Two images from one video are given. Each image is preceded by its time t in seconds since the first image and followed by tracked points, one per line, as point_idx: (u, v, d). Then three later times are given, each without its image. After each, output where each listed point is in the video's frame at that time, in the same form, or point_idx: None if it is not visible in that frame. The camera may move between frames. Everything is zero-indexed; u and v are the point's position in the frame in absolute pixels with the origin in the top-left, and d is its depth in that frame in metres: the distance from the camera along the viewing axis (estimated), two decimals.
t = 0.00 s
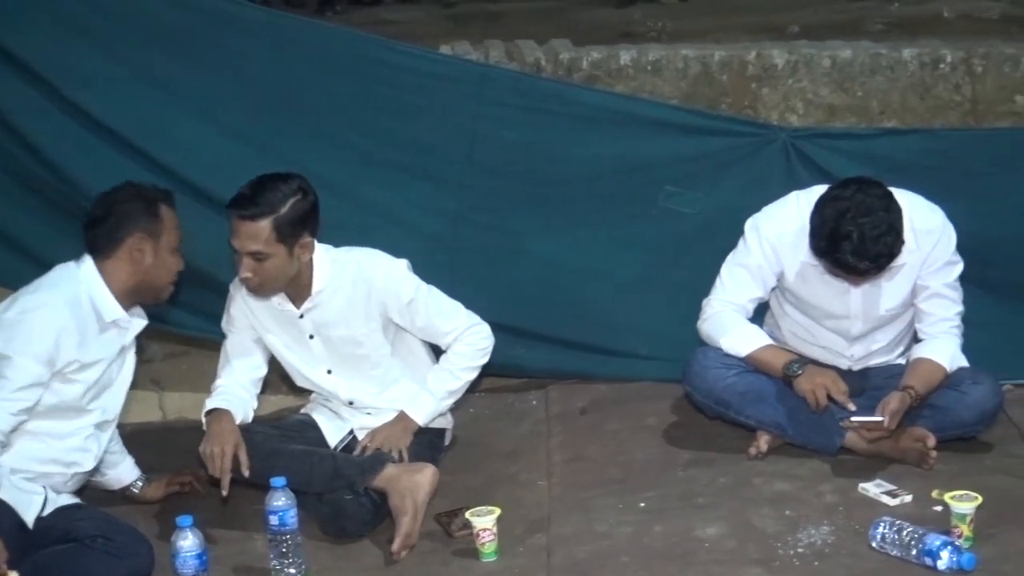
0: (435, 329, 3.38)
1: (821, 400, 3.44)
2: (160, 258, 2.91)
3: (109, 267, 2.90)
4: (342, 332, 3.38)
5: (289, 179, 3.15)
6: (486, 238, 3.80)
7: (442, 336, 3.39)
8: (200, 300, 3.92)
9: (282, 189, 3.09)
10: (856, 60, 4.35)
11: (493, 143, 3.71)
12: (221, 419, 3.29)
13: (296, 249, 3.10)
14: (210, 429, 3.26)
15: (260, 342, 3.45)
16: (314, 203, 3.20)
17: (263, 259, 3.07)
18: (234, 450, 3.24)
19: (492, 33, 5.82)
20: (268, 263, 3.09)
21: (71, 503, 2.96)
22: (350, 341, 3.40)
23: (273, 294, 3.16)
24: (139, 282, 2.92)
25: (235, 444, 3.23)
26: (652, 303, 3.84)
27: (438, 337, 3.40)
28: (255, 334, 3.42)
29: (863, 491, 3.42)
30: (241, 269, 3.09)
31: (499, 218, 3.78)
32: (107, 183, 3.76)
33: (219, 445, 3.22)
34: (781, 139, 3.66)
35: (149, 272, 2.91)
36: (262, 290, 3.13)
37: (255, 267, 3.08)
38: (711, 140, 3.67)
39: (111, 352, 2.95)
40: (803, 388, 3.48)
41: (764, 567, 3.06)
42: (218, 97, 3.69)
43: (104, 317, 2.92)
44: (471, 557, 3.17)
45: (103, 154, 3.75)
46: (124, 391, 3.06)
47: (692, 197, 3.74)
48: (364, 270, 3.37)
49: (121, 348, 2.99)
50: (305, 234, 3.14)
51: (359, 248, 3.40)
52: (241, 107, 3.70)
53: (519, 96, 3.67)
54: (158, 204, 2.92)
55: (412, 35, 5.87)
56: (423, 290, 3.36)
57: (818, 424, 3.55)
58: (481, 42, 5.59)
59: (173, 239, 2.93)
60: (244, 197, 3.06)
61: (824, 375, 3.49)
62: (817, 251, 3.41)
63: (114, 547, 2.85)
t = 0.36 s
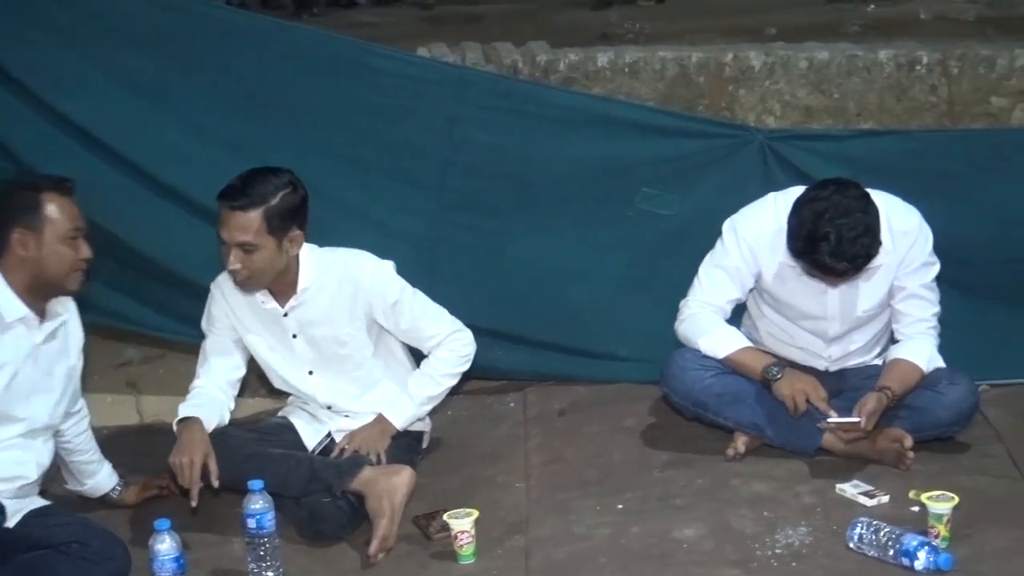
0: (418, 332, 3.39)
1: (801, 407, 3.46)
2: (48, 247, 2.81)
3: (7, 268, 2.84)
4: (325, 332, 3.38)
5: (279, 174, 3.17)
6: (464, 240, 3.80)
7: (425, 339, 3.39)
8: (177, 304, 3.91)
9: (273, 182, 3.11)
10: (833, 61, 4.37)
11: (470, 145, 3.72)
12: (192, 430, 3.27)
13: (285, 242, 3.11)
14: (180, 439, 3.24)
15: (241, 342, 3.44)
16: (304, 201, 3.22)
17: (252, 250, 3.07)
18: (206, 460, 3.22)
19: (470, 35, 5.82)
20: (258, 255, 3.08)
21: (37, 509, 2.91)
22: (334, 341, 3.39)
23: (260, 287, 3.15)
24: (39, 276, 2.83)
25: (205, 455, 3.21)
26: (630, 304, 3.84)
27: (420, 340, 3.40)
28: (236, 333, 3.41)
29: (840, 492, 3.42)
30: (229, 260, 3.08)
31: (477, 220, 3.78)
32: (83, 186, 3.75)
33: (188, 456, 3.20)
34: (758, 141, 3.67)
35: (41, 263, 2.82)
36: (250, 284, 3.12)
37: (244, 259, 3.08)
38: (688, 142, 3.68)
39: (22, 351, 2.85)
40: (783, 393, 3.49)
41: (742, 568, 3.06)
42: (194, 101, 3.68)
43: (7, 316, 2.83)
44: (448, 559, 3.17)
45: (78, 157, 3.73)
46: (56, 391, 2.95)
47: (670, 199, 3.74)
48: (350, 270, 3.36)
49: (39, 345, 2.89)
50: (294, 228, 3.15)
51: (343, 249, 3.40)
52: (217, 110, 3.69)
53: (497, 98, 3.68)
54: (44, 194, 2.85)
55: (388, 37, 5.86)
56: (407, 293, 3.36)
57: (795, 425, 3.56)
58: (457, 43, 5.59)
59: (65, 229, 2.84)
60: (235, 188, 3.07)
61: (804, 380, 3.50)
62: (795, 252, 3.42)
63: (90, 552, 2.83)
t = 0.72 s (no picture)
0: (414, 341, 3.38)
1: (783, 408, 3.45)
2: None
3: None
4: (325, 323, 3.36)
5: (295, 154, 3.16)
6: (441, 243, 3.80)
7: (417, 349, 3.39)
8: (155, 307, 3.90)
9: (289, 161, 3.10)
10: (809, 63, 4.39)
11: (447, 148, 3.72)
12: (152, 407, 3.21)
13: (299, 222, 3.10)
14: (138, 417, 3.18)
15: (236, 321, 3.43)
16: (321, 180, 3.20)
17: (267, 228, 3.06)
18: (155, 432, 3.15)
19: (448, 38, 5.82)
20: (272, 234, 3.08)
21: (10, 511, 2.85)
22: (333, 332, 3.37)
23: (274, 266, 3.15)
24: None
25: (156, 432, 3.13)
26: (608, 306, 3.84)
27: (412, 351, 3.39)
28: (233, 307, 3.39)
29: (817, 492, 3.43)
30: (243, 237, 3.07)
31: (455, 222, 3.78)
32: (59, 190, 3.75)
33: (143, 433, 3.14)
34: (734, 142, 3.67)
35: None
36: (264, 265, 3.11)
37: (258, 239, 3.07)
38: (662, 143, 3.69)
39: None
40: (763, 395, 3.48)
41: (720, 569, 3.07)
42: (171, 104, 3.68)
43: None
44: (426, 562, 3.17)
45: (55, 160, 3.73)
46: None
47: (646, 201, 3.74)
48: (362, 263, 3.38)
49: None
50: (309, 208, 3.13)
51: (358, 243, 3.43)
52: (195, 113, 3.69)
53: (474, 101, 3.68)
54: None
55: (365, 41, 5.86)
56: (411, 298, 3.38)
57: (772, 426, 3.57)
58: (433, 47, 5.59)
59: None
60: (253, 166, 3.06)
61: (784, 381, 3.50)
62: (772, 254, 3.43)
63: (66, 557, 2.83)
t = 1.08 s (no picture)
0: (405, 351, 3.34)
1: (752, 400, 3.44)
2: None
3: None
4: (329, 315, 3.35)
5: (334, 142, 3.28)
6: (417, 246, 3.80)
7: (405, 360, 3.33)
8: (130, 311, 3.90)
9: (328, 142, 3.21)
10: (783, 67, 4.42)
11: (423, 151, 3.72)
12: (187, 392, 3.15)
13: (325, 199, 3.17)
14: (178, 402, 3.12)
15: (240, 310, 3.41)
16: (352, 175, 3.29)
17: (294, 197, 3.13)
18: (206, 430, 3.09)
19: (423, 41, 5.82)
20: (298, 205, 3.14)
21: None
22: (334, 324, 3.35)
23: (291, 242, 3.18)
24: None
25: (204, 425, 3.08)
26: (584, 308, 3.85)
27: (400, 362, 3.34)
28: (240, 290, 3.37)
29: (792, 493, 3.44)
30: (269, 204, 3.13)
31: (430, 225, 3.78)
32: (34, 195, 3.74)
33: (185, 422, 3.08)
34: (709, 145, 3.68)
35: None
36: (281, 234, 3.16)
37: (282, 206, 3.13)
38: (636, 146, 3.69)
39: None
40: (735, 390, 3.47)
41: (695, 571, 3.08)
42: (146, 108, 3.67)
43: None
44: (401, 565, 3.16)
45: (29, 164, 3.72)
46: None
47: (621, 203, 3.75)
48: (375, 262, 3.37)
49: None
50: (337, 190, 3.22)
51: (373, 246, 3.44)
52: (170, 116, 3.68)
53: (449, 103, 3.69)
54: None
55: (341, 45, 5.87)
56: (412, 305, 3.35)
57: (747, 426, 3.57)
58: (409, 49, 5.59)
59: None
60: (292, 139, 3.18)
61: (755, 374, 3.48)
62: (748, 256, 3.43)
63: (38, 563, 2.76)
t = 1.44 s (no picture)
0: (392, 356, 3.32)
1: (721, 399, 3.45)
2: None
3: None
4: (326, 311, 3.35)
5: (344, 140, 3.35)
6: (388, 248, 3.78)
7: (390, 364, 3.32)
8: (101, 313, 3.88)
9: (340, 139, 3.28)
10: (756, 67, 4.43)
11: (395, 152, 3.72)
12: (177, 402, 3.11)
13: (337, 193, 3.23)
14: (167, 407, 3.08)
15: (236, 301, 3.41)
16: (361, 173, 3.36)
17: (307, 190, 3.19)
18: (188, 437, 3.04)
19: (396, 42, 5.80)
20: (310, 198, 3.20)
21: None
22: (327, 322, 3.35)
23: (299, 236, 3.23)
24: None
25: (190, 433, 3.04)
26: (556, 310, 3.85)
27: (385, 366, 3.33)
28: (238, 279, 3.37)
29: (764, 494, 3.45)
30: (282, 196, 3.19)
31: (402, 226, 3.78)
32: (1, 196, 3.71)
33: (172, 425, 3.03)
34: (680, 146, 3.69)
35: None
36: (292, 227, 3.20)
37: (295, 198, 3.18)
38: (607, 147, 3.71)
39: None
40: (702, 387, 3.48)
41: (666, 571, 3.08)
42: (118, 109, 3.67)
43: None
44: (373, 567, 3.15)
45: None
46: None
47: (593, 204, 3.76)
48: (375, 267, 3.38)
49: None
50: (346, 187, 3.28)
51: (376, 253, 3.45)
52: (141, 118, 3.68)
53: (421, 105, 3.69)
54: None
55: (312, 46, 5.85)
56: (407, 312, 3.36)
57: (719, 425, 3.57)
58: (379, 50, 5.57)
59: None
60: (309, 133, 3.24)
61: (722, 371, 3.49)
62: (720, 258, 3.44)
63: None
